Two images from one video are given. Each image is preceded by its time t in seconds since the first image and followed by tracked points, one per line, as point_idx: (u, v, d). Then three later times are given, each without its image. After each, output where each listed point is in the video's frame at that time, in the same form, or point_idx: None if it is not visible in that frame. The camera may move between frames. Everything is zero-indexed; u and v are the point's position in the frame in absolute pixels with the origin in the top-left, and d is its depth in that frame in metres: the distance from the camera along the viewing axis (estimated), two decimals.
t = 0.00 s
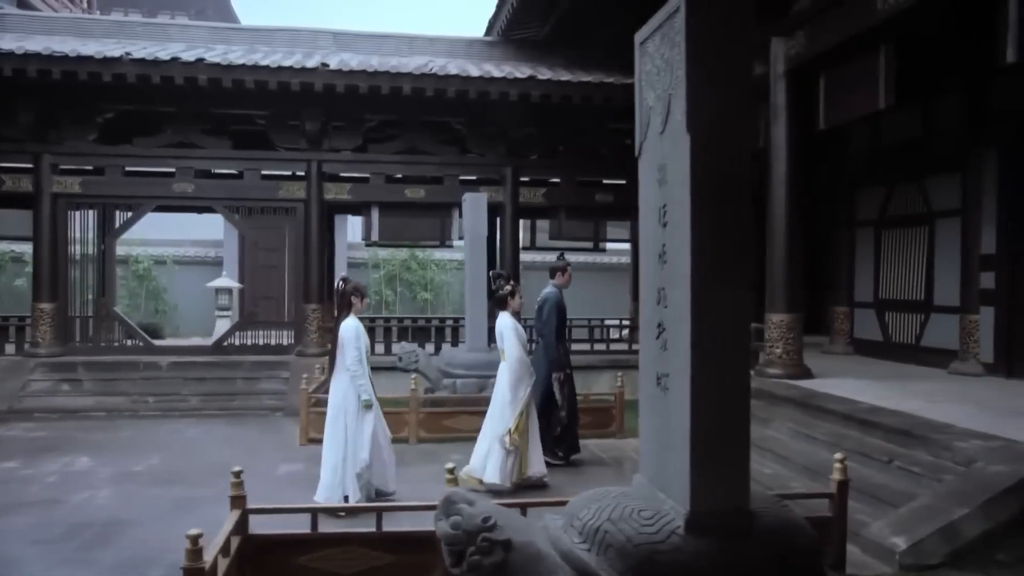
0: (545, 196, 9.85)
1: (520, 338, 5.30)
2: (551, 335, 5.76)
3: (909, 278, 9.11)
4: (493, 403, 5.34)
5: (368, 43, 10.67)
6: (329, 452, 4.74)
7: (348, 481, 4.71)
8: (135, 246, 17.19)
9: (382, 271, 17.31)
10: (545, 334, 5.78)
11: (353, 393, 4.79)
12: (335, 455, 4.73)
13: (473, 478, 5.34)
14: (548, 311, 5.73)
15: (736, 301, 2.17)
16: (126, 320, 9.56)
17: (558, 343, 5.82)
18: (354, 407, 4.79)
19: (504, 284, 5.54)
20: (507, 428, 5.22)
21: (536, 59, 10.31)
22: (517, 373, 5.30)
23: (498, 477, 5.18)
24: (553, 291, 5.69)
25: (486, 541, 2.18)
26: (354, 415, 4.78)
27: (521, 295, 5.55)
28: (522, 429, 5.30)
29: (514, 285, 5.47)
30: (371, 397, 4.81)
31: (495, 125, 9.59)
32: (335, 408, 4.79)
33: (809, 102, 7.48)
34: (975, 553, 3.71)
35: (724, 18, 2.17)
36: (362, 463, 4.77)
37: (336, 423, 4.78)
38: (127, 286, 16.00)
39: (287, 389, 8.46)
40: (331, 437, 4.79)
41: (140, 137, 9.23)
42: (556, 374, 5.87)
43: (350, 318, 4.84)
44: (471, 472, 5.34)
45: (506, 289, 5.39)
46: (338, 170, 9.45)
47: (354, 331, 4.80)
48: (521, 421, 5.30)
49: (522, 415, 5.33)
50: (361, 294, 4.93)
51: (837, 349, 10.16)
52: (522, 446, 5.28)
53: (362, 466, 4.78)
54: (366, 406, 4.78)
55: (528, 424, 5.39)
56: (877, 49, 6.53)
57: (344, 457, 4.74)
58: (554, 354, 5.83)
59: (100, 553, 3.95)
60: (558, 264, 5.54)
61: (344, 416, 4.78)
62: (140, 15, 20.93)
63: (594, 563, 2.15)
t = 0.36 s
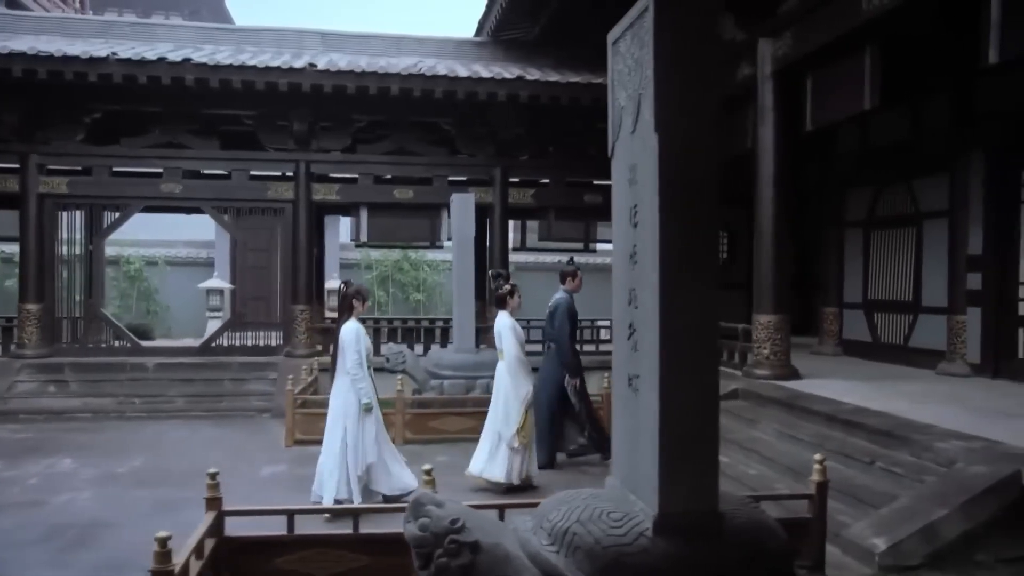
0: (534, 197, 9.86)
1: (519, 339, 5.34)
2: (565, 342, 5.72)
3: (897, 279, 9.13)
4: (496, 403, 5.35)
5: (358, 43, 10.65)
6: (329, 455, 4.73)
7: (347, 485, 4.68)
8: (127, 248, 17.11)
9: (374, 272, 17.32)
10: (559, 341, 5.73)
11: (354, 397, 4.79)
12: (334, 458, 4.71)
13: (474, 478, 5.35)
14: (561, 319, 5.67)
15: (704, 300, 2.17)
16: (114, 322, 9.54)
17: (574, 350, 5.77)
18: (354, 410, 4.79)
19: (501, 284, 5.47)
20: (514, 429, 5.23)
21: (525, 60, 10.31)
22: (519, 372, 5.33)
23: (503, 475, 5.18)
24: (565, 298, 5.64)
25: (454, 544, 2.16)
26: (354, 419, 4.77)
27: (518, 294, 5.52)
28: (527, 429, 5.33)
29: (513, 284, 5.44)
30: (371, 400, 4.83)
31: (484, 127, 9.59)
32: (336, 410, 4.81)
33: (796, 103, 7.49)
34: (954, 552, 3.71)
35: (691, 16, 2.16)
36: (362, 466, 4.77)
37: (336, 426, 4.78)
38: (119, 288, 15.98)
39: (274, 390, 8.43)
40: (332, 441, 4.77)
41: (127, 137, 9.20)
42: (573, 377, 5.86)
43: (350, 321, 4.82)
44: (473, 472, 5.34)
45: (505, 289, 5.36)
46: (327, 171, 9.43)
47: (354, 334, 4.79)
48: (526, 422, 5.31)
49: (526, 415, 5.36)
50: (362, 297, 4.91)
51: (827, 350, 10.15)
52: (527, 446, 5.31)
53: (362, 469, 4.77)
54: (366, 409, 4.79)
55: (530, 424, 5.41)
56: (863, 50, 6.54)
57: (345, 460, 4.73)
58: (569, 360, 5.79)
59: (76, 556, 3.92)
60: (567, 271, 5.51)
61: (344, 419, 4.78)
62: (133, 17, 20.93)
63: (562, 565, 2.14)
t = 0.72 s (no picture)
0: (520, 198, 9.86)
1: (511, 341, 5.22)
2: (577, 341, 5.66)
3: (882, 280, 9.16)
4: (491, 402, 5.38)
5: (344, 44, 10.62)
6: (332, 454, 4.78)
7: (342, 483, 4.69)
8: (115, 248, 17.02)
9: (365, 273, 17.29)
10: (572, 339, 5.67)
11: (356, 398, 4.79)
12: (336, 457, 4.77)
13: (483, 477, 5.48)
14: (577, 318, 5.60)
15: (665, 301, 2.15)
16: (98, 323, 9.49)
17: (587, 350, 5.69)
18: (356, 412, 4.80)
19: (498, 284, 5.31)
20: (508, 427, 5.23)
21: (512, 61, 10.29)
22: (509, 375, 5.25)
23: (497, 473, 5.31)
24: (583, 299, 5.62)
25: (414, 547, 2.15)
26: (354, 420, 4.78)
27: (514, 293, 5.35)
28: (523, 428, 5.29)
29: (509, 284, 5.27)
30: (372, 402, 4.78)
31: (470, 127, 9.57)
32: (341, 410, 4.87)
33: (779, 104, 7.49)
34: (929, 553, 3.71)
35: (652, 16, 2.15)
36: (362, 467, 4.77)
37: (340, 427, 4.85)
38: (108, 288, 15.90)
39: (259, 391, 8.40)
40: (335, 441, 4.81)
41: (111, 138, 9.16)
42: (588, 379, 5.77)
43: (355, 322, 4.82)
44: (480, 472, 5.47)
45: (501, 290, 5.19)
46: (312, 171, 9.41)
47: (357, 335, 4.76)
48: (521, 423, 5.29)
49: (522, 413, 5.33)
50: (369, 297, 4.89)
51: (814, 351, 10.15)
52: (523, 444, 5.29)
53: (361, 470, 4.77)
54: (364, 410, 4.75)
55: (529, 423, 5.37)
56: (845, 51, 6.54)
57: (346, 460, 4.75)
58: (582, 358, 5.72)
59: (46, 559, 3.89)
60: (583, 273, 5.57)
61: (348, 419, 4.81)
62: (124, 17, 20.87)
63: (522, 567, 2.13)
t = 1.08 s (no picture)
0: (508, 199, 9.87)
1: (508, 344, 5.27)
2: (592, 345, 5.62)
3: (870, 281, 9.17)
4: (487, 404, 5.36)
5: (332, 45, 10.61)
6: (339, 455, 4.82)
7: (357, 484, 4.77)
8: (105, 250, 16.95)
9: (357, 274, 17.28)
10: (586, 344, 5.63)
11: (355, 400, 4.78)
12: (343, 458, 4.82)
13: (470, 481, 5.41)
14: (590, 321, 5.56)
15: (631, 302, 2.14)
16: (84, 325, 9.45)
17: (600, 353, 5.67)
18: (356, 413, 4.80)
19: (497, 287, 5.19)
20: (497, 431, 5.28)
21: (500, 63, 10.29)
22: (506, 378, 5.30)
23: (482, 475, 5.27)
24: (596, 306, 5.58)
25: (378, 550, 2.14)
26: (354, 422, 4.79)
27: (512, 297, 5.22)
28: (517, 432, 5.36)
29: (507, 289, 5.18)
30: (370, 402, 4.77)
31: (458, 129, 9.56)
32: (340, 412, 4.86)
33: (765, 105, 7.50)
34: (907, 554, 3.71)
35: (616, 17, 2.14)
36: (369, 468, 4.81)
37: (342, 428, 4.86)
38: (98, 290, 15.80)
39: (246, 393, 8.37)
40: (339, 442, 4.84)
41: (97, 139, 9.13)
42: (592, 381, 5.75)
43: (352, 322, 4.78)
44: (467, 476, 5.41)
45: (499, 294, 5.13)
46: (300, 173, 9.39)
47: (354, 336, 4.74)
48: (513, 427, 5.35)
49: (515, 417, 5.38)
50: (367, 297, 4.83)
51: (802, 352, 10.09)
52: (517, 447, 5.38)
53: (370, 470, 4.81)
54: (363, 411, 4.74)
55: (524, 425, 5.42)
56: (829, 52, 6.54)
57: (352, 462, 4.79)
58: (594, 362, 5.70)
59: (20, 563, 3.86)
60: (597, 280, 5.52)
61: (348, 421, 4.82)
62: (116, 18, 20.82)
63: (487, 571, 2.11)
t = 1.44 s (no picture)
0: (495, 200, 9.86)
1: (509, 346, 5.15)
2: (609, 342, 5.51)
3: (856, 282, 9.18)
4: (486, 407, 5.26)
5: (319, 46, 10.59)
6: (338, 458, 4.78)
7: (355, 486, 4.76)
8: (95, 251, 16.86)
9: (348, 276, 17.29)
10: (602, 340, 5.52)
11: (351, 402, 4.74)
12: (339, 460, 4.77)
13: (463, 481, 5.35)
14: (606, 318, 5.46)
15: (592, 305, 2.12)
16: (69, 327, 9.40)
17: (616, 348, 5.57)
18: (352, 415, 4.75)
19: (498, 292, 5.14)
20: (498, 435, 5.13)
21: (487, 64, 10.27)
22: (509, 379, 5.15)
23: (468, 474, 5.30)
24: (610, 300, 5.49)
25: (338, 553, 2.12)
26: (352, 424, 4.75)
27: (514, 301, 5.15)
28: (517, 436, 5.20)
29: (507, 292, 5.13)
30: (367, 404, 4.74)
31: (445, 130, 9.55)
32: (335, 414, 4.78)
33: (750, 106, 7.50)
34: (883, 555, 3.71)
35: (579, 17, 2.12)
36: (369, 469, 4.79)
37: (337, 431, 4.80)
38: (88, 292, 15.70)
39: (231, 395, 8.34)
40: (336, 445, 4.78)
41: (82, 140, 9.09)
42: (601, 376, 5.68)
43: (349, 324, 4.71)
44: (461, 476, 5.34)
45: (498, 297, 5.07)
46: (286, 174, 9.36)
47: (352, 339, 4.68)
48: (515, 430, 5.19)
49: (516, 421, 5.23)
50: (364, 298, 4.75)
51: (790, 353, 10.04)
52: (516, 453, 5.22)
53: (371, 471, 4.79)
54: (361, 413, 4.72)
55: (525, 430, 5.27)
56: (813, 52, 6.53)
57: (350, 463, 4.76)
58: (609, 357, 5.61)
59: None
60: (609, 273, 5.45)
61: (343, 424, 4.76)
62: (108, 19, 20.76)
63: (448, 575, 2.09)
